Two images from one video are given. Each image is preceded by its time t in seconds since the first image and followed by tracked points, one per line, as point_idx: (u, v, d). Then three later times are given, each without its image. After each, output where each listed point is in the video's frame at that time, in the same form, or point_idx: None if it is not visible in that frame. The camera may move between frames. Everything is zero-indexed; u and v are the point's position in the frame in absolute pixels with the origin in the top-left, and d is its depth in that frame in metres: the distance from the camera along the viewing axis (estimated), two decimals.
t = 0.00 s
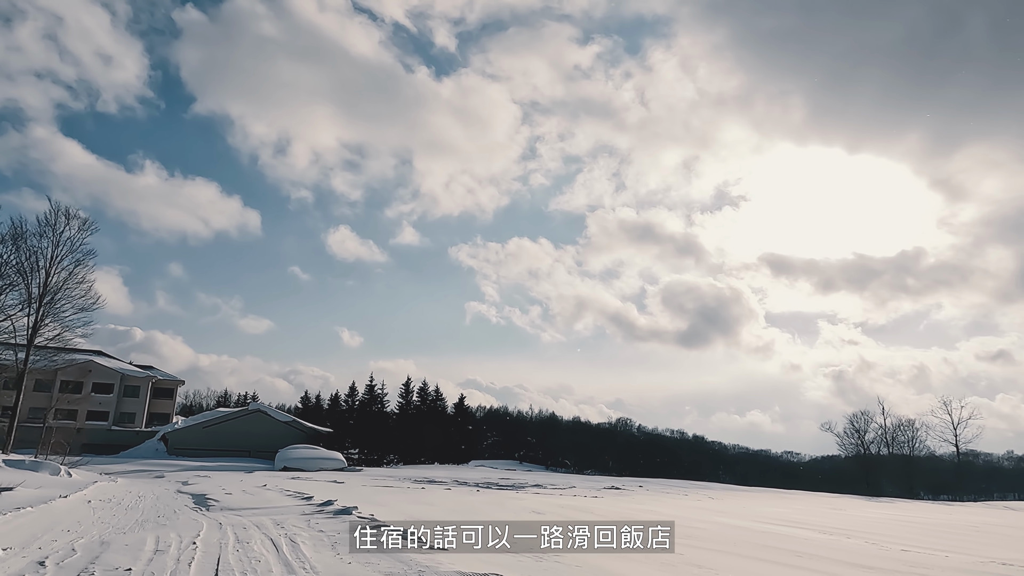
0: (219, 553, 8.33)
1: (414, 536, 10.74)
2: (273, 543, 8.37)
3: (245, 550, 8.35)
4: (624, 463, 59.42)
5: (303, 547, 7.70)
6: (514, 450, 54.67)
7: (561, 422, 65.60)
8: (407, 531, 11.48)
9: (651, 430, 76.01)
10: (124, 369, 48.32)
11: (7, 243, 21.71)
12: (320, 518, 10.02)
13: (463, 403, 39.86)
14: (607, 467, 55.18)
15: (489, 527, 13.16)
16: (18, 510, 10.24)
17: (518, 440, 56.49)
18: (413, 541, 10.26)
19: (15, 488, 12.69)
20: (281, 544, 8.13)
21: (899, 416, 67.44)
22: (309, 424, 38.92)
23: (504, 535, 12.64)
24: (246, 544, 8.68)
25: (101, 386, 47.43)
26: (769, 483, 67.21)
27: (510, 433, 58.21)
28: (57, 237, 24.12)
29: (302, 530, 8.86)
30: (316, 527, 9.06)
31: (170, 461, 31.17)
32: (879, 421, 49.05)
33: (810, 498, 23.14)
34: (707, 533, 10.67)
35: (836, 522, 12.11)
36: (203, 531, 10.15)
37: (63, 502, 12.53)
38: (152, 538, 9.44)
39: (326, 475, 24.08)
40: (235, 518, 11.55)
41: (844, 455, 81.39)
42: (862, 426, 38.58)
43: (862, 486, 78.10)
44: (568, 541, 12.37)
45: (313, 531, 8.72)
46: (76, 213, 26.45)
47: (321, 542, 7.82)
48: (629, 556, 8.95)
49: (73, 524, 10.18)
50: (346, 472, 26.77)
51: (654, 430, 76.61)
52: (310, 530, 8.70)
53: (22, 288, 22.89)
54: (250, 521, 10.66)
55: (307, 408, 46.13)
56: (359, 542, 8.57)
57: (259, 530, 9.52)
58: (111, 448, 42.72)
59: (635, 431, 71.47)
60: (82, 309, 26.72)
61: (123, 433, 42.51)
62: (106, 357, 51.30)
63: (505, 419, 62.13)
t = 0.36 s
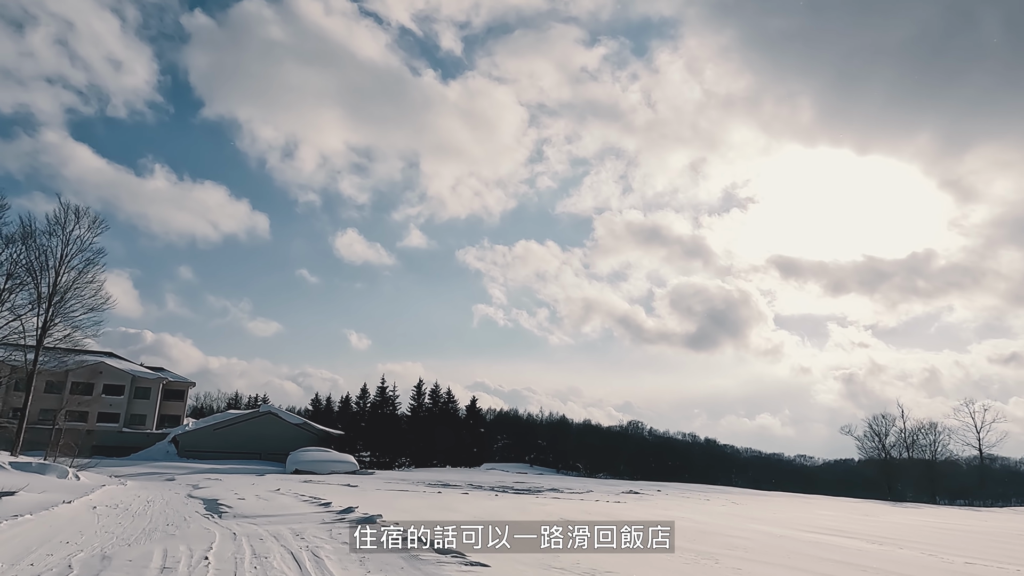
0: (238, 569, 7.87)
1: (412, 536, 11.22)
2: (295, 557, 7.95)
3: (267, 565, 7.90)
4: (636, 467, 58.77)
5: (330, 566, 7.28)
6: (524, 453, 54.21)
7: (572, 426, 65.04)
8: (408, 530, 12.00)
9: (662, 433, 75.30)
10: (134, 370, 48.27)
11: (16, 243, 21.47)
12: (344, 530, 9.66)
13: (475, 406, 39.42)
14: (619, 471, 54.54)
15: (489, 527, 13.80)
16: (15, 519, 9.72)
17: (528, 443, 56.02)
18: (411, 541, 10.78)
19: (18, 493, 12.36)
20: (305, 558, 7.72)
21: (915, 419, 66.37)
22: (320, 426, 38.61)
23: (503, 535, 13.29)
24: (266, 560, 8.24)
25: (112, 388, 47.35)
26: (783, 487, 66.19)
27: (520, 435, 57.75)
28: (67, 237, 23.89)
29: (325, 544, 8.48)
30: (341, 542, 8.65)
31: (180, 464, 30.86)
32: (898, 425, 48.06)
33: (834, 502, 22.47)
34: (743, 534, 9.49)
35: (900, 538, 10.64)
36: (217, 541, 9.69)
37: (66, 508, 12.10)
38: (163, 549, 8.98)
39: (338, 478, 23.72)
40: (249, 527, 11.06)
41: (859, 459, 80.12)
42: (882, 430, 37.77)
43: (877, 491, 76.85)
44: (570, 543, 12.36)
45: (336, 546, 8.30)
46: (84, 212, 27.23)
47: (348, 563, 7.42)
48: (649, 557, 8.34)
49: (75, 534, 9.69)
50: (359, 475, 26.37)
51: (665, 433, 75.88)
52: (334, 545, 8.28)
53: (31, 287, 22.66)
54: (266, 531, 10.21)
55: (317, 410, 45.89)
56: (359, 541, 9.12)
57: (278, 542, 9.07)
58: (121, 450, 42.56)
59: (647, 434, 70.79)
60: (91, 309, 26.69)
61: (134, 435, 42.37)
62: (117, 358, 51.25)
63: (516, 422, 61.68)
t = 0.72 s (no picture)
0: None
1: (415, 535, 11.70)
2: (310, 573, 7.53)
3: None
4: (644, 470, 58.24)
5: None
6: (530, 456, 53.90)
7: (579, 429, 64.56)
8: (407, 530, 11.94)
9: (670, 437, 74.68)
10: (140, 372, 48.10)
11: (20, 240, 21.24)
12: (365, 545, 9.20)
13: (483, 408, 39.02)
14: (627, 474, 54.01)
15: (489, 528, 13.72)
16: (5, 531, 9.24)
17: (535, 447, 55.69)
18: (411, 542, 11.06)
19: (10, 497, 12.04)
20: None
21: (927, 423, 65.57)
22: (327, 428, 38.33)
23: (503, 534, 13.39)
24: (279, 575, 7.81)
25: (117, 389, 47.15)
26: (792, 492, 65.48)
27: (527, 438, 57.40)
28: (71, 235, 23.65)
29: (342, 559, 8.09)
30: (360, 558, 8.21)
31: (185, 466, 30.52)
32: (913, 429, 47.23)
33: (854, 508, 21.94)
34: (780, 544, 8.97)
35: (940, 548, 10.09)
36: (221, 557, 9.16)
37: (62, 516, 11.65)
38: (159, 567, 8.41)
39: (346, 481, 23.39)
40: (261, 539, 10.54)
41: (870, 464, 79.19)
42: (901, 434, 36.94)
43: (887, 496, 76.00)
44: (569, 544, 12.37)
45: (357, 564, 7.89)
46: (88, 210, 27.48)
47: None
48: (677, 563, 8.05)
49: (66, 547, 9.18)
50: (366, 478, 25.99)
51: (673, 436, 75.29)
52: (353, 563, 7.86)
53: (35, 286, 22.42)
54: (278, 543, 9.75)
55: (324, 413, 45.61)
56: (359, 541, 9.56)
57: (291, 556, 8.65)
58: (127, 451, 42.33)
59: (654, 437, 70.27)
60: (95, 309, 26.41)
61: (139, 437, 42.15)
62: (123, 359, 51.08)
63: (523, 425, 61.29)
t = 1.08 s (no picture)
0: None
1: (414, 534, 11.62)
2: None
3: None
4: (651, 474, 57.76)
5: None
6: (536, 458, 53.56)
7: (584, 432, 64.17)
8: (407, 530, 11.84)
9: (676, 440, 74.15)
10: (144, 372, 47.88)
11: (23, 237, 20.98)
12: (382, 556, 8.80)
13: (490, 410, 38.68)
14: (633, 477, 53.56)
15: (490, 528, 13.49)
16: None
17: (540, 449, 55.32)
18: (413, 539, 10.94)
19: (2, 501, 11.72)
20: None
21: (935, 426, 64.86)
22: (333, 430, 38.03)
23: (503, 534, 13.24)
24: None
25: (122, 389, 46.92)
26: (799, 496, 64.83)
27: (532, 441, 57.08)
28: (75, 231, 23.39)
29: None
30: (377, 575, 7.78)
31: (190, 467, 30.21)
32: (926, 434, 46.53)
33: (870, 514, 21.49)
34: (819, 557, 8.55)
35: (977, 559, 9.69)
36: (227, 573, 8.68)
37: (54, 523, 11.23)
38: None
39: (353, 483, 23.06)
40: (269, 550, 10.06)
41: (879, 469, 78.35)
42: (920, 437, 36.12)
43: (895, 500, 75.19)
44: (569, 544, 12.21)
45: None
46: (93, 206, 27.42)
47: None
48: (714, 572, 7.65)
49: (54, 561, 8.72)
50: (372, 481, 25.67)
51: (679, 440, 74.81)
52: None
53: (38, 283, 22.15)
54: (287, 557, 9.27)
55: (330, 414, 45.31)
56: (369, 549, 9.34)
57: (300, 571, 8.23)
58: (131, 452, 42.05)
59: (660, 440, 69.79)
60: (99, 306, 26.17)
61: (143, 437, 41.89)
62: (127, 359, 50.89)
63: (528, 427, 60.94)
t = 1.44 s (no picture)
0: None
1: (413, 534, 11.36)
2: None
3: None
4: (655, 477, 57.40)
5: None
6: (539, 461, 53.29)
7: (587, 435, 63.84)
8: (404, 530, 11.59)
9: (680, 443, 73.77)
10: (146, 371, 47.61)
11: (24, 232, 20.71)
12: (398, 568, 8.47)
13: (494, 412, 38.35)
14: (637, 481, 53.20)
15: (488, 529, 13.20)
16: None
17: (543, 452, 55.05)
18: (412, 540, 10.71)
19: None
20: None
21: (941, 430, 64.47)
22: (337, 431, 37.70)
23: (502, 534, 12.91)
24: None
25: (124, 389, 46.64)
26: (804, 501, 64.36)
27: (534, 443, 56.86)
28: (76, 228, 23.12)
29: None
30: None
31: (192, 468, 29.89)
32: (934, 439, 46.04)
33: (884, 519, 21.09)
34: (857, 570, 8.17)
35: (1014, 571, 9.31)
36: None
37: (44, 531, 10.82)
38: None
39: (358, 486, 22.72)
40: (278, 562, 9.71)
41: (886, 473, 77.75)
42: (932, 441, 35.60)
43: (902, 506, 74.54)
44: (566, 544, 11.90)
45: None
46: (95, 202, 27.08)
47: None
48: None
49: None
50: (377, 483, 25.33)
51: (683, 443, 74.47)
52: None
53: (38, 280, 21.87)
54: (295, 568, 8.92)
55: (333, 415, 45.00)
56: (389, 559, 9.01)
57: None
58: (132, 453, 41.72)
59: (663, 444, 69.45)
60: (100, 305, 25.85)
61: (145, 438, 41.55)
62: (130, 358, 50.67)
63: (531, 430, 60.67)
